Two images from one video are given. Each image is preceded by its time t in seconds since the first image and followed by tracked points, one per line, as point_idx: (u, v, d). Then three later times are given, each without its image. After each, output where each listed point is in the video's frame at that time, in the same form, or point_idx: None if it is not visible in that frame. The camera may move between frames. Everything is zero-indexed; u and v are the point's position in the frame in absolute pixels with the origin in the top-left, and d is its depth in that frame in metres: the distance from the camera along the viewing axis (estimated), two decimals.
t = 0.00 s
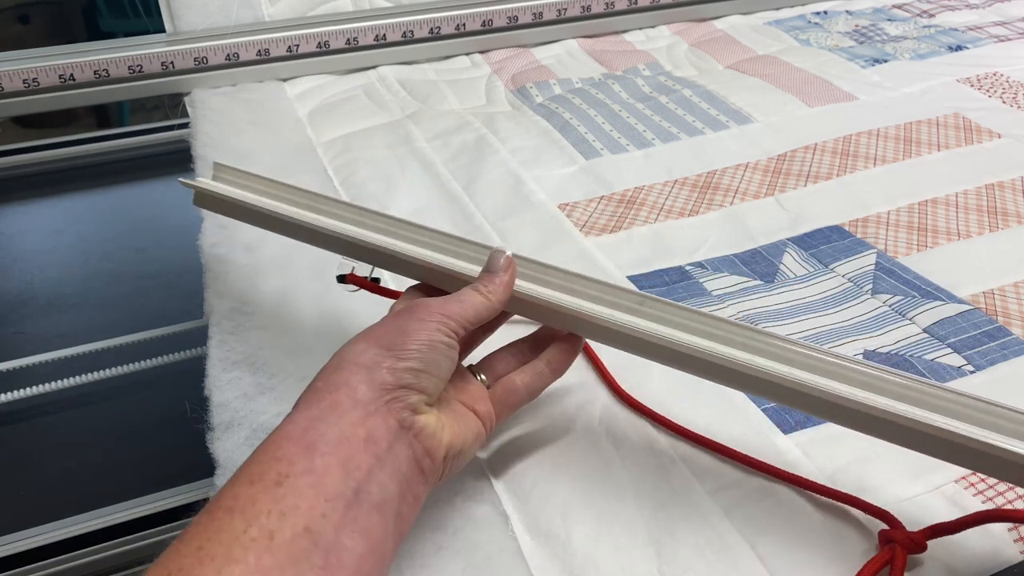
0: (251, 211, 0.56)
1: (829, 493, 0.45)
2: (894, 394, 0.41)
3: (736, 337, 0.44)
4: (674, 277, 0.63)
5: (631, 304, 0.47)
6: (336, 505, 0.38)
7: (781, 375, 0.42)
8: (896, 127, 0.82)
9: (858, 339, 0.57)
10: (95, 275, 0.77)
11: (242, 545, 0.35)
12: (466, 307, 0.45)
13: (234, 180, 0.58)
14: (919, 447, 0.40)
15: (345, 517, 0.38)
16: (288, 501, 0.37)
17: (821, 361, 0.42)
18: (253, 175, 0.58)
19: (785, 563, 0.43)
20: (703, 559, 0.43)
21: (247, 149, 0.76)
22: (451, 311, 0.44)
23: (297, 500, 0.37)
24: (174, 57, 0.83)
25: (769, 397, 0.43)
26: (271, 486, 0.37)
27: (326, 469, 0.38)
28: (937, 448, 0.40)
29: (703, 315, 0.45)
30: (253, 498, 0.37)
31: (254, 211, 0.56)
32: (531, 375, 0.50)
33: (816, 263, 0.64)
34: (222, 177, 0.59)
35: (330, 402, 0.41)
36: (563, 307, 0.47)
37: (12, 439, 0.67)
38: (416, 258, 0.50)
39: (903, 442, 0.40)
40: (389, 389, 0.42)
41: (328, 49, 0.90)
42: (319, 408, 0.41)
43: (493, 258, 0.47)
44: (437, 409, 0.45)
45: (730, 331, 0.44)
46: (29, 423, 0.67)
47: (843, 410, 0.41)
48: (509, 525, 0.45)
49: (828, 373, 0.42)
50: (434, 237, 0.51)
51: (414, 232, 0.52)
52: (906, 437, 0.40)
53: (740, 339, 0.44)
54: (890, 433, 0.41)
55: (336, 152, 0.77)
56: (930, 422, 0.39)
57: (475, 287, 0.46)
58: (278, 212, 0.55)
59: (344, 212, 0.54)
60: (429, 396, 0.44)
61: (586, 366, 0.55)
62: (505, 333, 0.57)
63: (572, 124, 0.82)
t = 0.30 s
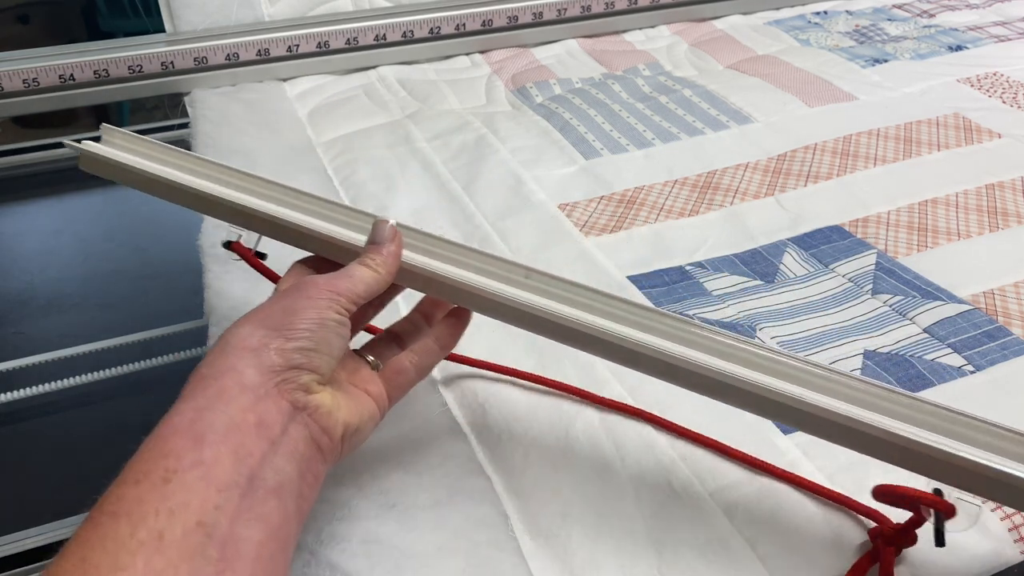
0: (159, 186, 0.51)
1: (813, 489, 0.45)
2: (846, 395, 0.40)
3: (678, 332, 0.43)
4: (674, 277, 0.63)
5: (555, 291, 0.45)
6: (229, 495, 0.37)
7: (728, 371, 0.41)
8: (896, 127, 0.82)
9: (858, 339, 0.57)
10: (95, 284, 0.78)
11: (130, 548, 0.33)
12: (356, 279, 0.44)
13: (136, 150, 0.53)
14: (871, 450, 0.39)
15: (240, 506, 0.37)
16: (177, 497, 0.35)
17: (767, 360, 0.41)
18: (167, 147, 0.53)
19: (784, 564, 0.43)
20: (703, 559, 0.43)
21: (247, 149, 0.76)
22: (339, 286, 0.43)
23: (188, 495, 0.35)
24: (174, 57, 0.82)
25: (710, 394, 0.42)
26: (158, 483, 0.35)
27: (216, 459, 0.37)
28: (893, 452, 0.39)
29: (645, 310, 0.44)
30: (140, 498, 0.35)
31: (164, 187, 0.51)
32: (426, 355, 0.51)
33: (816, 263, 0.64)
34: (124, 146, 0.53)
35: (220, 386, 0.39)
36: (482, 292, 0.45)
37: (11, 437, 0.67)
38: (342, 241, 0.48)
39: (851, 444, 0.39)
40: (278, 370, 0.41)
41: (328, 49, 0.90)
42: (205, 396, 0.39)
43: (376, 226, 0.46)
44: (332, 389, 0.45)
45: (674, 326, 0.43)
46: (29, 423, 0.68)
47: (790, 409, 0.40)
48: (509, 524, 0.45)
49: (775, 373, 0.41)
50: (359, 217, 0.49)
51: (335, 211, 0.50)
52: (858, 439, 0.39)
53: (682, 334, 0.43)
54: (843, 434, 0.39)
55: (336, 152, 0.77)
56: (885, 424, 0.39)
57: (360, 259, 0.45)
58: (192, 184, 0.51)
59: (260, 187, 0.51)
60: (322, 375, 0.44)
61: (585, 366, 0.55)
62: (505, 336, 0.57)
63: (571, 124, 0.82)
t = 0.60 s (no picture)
0: (167, 180, 0.52)
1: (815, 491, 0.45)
2: (852, 409, 0.39)
3: (688, 341, 0.42)
4: (674, 277, 0.63)
5: (560, 297, 0.44)
6: (240, 492, 0.36)
7: (735, 383, 0.40)
8: (896, 127, 0.82)
9: (858, 339, 0.57)
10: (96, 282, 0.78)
11: (141, 543, 0.33)
12: (369, 280, 0.43)
13: (147, 145, 0.53)
14: (872, 464, 0.39)
15: (251, 503, 0.37)
16: (189, 493, 0.35)
17: (778, 372, 0.40)
18: (172, 140, 0.53)
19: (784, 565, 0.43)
20: (703, 559, 0.43)
21: (247, 149, 0.76)
22: (352, 288, 0.43)
23: (200, 491, 0.35)
24: (173, 57, 0.82)
25: (715, 404, 0.41)
26: (171, 479, 0.35)
27: (227, 456, 0.37)
28: (893, 466, 0.38)
29: (658, 319, 0.43)
30: (153, 493, 0.35)
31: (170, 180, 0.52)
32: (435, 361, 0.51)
33: (816, 263, 0.64)
34: (138, 140, 0.54)
35: (233, 382, 0.39)
36: (481, 296, 0.45)
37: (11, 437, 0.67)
38: (342, 239, 0.48)
39: (854, 457, 0.39)
40: (290, 369, 0.41)
41: (328, 49, 0.90)
42: (216, 393, 0.39)
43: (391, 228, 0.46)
44: (343, 390, 0.45)
45: (686, 335, 0.42)
46: (29, 423, 0.68)
47: (795, 421, 0.40)
48: (508, 524, 0.45)
49: (783, 385, 0.40)
50: (357, 213, 0.49)
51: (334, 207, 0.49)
52: (860, 453, 0.39)
53: (692, 343, 0.42)
54: (844, 447, 0.39)
55: (336, 152, 0.77)
56: (887, 439, 0.38)
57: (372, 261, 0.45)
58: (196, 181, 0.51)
59: (264, 182, 0.51)
60: (333, 376, 0.43)
61: (585, 367, 0.55)
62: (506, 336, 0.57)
63: (572, 124, 0.82)
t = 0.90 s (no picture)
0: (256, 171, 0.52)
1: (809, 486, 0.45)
2: (884, 411, 0.38)
3: (732, 341, 0.41)
4: (674, 277, 0.63)
5: (618, 293, 0.44)
6: (359, 512, 0.37)
7: (770, 379, 0.39)
8: (896, 126, 0.82)
9: (858, 339, 0.57)
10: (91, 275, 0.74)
11: (263, 558, 0.34)
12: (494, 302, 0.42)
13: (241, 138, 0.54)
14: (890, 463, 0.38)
15: (369, 524, 0.37)
16: (310, 509, 0.36)
17: (820, 375, 0.40)
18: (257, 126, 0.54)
19: (781, 564, 0.43)
20: (702, 559, 0.43)
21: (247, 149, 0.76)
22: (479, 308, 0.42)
23: (319, 508, 0.36)
24: (173, 57, 0.84)
25: (749, 402, 0.41)
26: (294, 492, 0.36)
27: (348, 474, 0.37)
28: (908, 466, 0.37)
29: (706, 317, 0.42)
30: (272, 505, 0.35)
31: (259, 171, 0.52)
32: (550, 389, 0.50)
33: (816, 263, 0.64)
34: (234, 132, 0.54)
35: (361, 398, 0.39)
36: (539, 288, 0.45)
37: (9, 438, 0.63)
38: (419, 232, 0.47)
39: (908, 473, 0.37)
40: (414, 388, 0.40)
41: (328, 49, 0.90)
42: (343, 406, 0.39)
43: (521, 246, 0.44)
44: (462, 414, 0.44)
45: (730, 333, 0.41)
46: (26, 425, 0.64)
47: (839, 428, 0.38)
48: (508, 525, 0.45)
49: (820, 386, 0.39)
50: (440, 208, 0.49)
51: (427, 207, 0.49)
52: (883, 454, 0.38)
53: (741, 344, 0.41)
54: (864, 446, 0.38)
55: (336, 152, 0.77)
56: (910, 440, 0.37)
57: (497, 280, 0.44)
58: (288, 169, 0.51)
59: (358, 179, 0.51)
60: (454, 399, 0.43)
61: (586, 367, 0.55)
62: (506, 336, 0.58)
63: (572, 124, 0.82)
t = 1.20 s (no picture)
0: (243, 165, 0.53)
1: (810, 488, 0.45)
2: (869, 417, 0.39)
3: (719, 346, 0.42)
4: (674, 277, 0.63)
5: (604, 298, 0.45)
6: (320, 492, 0.36)
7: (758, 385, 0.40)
8: (896, 127, 0.82)
9: (858, 339, 0.57)
10: (90, 276, 0.77)
11: (223, 537, 0.32)
12: (454, 287, 0.44)
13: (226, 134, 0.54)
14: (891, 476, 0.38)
15: (329, 505, 0.36)
16: (270, 489, 0.35)
17: (807, 381, 0.40)
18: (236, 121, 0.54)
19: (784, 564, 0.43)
20: (703, 559, 0.43)
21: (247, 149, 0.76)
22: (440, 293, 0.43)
23: (279, 488, 0.35)
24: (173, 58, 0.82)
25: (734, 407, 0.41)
26: (253, 473, 0.35)
27: (309, 455, 0.37)
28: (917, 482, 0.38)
29: (693, 321, 0.43)
30: (232, 487, 0.34)
31: (244, 166, 0.53)
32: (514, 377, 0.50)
33: (816, 263, 0.64)
34: (217, 128, 0.55)
35: (322, 378, 0.39)
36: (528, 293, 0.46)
37: (8, 439, 0.63)
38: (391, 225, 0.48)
39: (894, 478, 0.38)
40: (375, 370, 0.41)
41: (328, 49, 0.90)
42: (304, 390, 0.39)
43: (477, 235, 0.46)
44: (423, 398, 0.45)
45: (716, 338, 0.42)
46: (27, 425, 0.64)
47: (826, 433, 0.39)
48: (509, 524, 0.45)
49: (806, 391, 0.40)
50: (412, 203, 0.49)
51: (402, 201, 0.50)
52: (876, 463, 0.38)
53: (729, 348, 0.42)
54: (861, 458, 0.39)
55: (336, 152, 0.77)
56: (898, 447, 0.38)
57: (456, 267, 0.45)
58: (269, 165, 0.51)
59: (333, 172, 0.51)
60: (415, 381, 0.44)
61: (585, 366, 0.55)
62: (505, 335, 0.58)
63: (572, 123, 0.82)
